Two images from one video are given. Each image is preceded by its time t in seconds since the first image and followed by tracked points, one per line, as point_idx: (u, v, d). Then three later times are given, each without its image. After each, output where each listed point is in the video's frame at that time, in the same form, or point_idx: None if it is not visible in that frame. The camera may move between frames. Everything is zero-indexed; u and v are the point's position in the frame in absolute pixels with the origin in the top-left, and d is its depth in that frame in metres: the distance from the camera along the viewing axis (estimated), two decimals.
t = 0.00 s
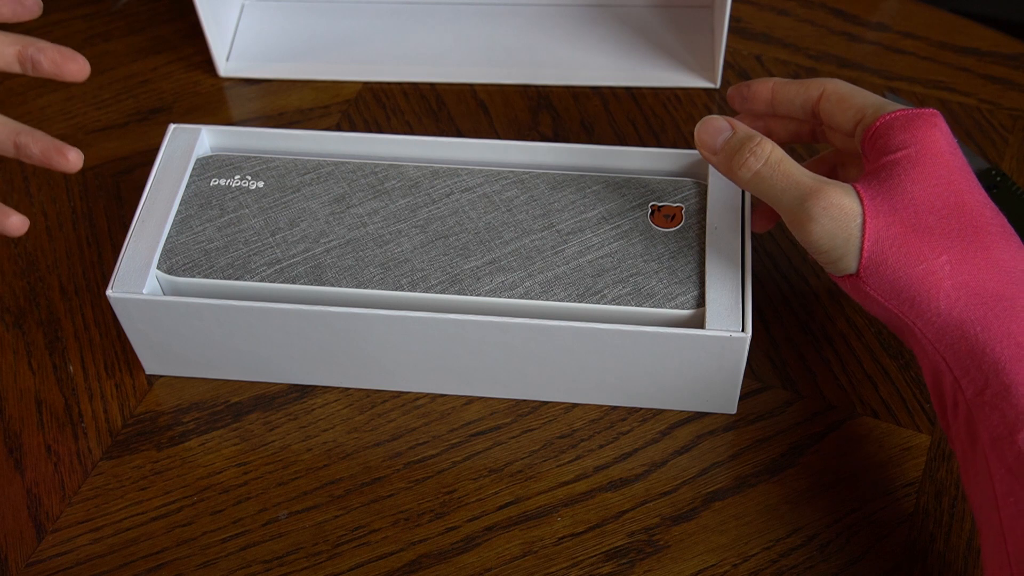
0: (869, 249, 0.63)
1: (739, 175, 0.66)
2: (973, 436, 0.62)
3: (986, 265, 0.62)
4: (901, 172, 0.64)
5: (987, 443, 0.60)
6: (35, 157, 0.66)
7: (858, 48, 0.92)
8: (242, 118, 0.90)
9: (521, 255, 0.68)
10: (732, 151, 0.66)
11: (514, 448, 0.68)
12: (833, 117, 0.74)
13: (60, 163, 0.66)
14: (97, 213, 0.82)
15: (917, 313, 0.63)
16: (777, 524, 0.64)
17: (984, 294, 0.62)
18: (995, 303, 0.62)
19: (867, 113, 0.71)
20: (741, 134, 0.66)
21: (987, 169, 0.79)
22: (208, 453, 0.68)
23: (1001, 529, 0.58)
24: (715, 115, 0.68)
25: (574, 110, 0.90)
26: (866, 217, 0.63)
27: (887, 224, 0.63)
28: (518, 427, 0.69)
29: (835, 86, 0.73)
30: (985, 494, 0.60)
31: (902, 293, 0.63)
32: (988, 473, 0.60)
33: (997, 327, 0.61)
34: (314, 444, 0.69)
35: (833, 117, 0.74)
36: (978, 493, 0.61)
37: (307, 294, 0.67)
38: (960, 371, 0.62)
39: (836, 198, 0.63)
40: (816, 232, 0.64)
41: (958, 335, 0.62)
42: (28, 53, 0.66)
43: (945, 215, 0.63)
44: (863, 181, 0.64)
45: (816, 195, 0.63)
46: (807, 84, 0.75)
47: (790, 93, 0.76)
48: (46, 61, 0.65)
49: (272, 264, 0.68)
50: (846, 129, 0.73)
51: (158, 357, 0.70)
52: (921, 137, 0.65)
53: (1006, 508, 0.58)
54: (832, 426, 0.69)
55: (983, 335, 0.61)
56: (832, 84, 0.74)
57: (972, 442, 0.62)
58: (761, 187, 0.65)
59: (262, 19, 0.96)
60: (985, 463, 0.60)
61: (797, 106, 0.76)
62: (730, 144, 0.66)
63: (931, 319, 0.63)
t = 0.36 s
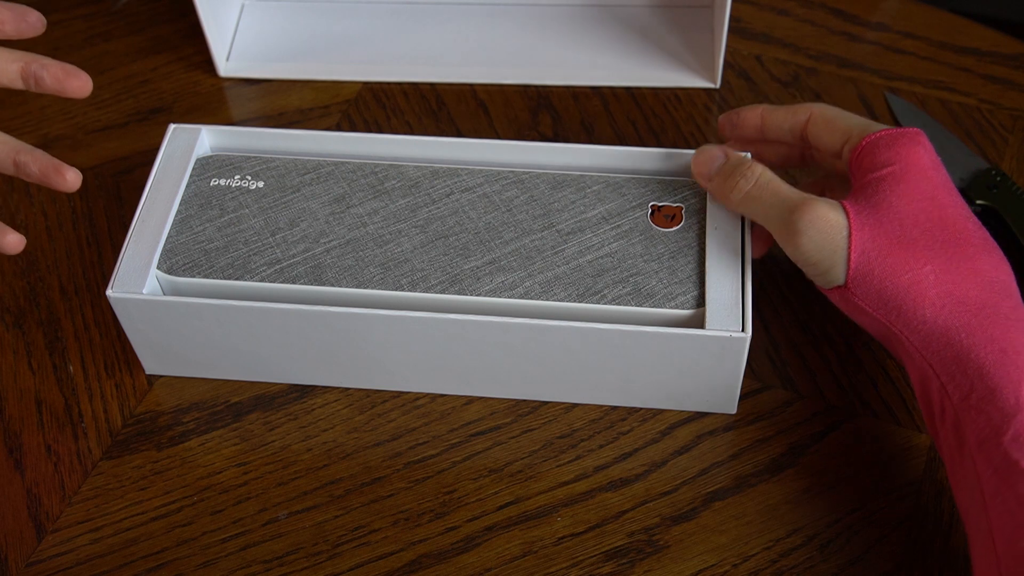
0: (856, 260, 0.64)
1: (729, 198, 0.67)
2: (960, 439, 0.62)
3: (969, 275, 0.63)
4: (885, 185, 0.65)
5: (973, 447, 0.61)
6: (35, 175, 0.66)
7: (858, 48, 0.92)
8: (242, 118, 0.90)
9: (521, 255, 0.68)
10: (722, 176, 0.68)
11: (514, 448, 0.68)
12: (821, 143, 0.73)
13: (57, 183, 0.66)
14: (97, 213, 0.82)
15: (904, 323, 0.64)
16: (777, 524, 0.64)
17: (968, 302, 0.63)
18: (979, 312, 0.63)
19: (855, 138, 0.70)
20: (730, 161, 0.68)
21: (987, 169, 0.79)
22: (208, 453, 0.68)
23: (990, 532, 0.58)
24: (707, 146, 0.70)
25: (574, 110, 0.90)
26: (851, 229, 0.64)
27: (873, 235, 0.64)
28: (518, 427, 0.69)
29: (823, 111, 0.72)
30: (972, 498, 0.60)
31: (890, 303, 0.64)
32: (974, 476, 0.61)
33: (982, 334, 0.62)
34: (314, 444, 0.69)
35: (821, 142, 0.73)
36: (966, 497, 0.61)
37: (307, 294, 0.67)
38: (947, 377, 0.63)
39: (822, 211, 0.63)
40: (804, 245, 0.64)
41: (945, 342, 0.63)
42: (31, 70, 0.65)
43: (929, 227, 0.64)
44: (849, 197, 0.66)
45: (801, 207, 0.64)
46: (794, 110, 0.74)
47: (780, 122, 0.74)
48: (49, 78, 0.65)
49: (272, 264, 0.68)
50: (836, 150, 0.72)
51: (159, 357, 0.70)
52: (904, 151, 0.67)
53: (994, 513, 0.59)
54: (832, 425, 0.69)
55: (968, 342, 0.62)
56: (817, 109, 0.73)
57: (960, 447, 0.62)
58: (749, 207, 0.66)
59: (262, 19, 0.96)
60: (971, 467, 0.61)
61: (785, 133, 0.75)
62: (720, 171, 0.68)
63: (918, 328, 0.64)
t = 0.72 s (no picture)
0: (861, 266, 0.65)
1: (732, 202, 0.67)
2: (955, 443, 0.63)
3: (967, 287, 0.65)
4: (886, 201, 0.68)
5: (968, 452, 0.61)
6: (32, 199, 0.67)
7: (858, 48, 0.92)
8: (242, 118, 0.90)
9: (521, 255, 0.68)
10: (724, 180, 0.68)
11: (514, 448, 0.68)
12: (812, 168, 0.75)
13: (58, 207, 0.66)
14: (97, 214, 0.82)
15: (904, 331, 0.65)
16: (777, 524, 0.64)
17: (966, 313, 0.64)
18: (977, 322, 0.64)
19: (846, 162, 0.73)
20: (733, 166, 0.68)
21: (987, 170, 0.79)
22: (208, 453, 0.68)
23: (986, 537, 0.59)
24: (707, 155, 0.70)
25: (574, 110, 0.90)
26: (859, 235, 0.65)
27: (875, 246, 0.65)
28: (518, 427, 0.69)
29: (809, 137, 0.75)
30: (967, 502, 0.61)
31: (891, 311, 0.65)
32: (968, 479, 0.61)
33: (980, 342, 0.63)
34: (314, 444, 0.69)
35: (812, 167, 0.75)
36: (960, 500, 0.62)
37: (307, 294, 0.67)
38: (945, 384, 0.64)
39: (831, 216, 0.65)
40: (814, 249, 0.65)
41: (944, 349, 0.64)
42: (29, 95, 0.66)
43: (929, 241, 0.66)
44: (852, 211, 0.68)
45: (812, 212, 0.65)
46: (780, 139, 0.77)
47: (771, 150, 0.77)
48: (46, 104, 0.66)
49: (272, 264, 0.68)
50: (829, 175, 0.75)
51: (158, 357, 0.70)
52: (903, 171, 0.69)
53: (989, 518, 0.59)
54: (832, 426, 0.69)
55: (967, 349, 0.63)
56: (804, 135, 0.76)
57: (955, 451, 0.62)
58: (756, 212, 0.67)
59: (262, 19, 0.96)
60: (966, 472, 0.61)
61: (773, 162, 0.77)
62: (723, 175, 0.68)
63: (919, 335, 0.65)
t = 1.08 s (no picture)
0: (868, 269, 0.65)
1: (739, 202, 0.67)
2: (955, 447, 0.63)
3: (970, 295, 0.65)
4: (891, 208, 0.68)
5: (968, 455, 0.61)
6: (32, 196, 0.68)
7: (858, 47, 0.92)
8: (242, 118, 0.90)
9: (521, 255, 0.68)
10: (733, 178, 0.68)
11: (514, 448, 0.68)
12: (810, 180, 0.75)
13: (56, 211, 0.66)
14: (97, 214, 0.82)
15: (907, 336, 0.65)
16: (777, 524, 0.64)
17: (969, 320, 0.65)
18: (979, 329, 0.64)
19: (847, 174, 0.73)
20: (741, 166, 0.68)
21: (987, 170, 0.79)
22: (208, 453, 0.68)
23: (983, 540, 0.59)
24: (713, 154, 0.70)
25: (574, 110, 0.90)
26: (866, 239, 0.65)
27: (880, 250, 0.65)
28: (518, 427, 0.69)
29: (807, 149, 0.75)
30: (965, 506, 0.61)
31: (895, 316, 0.65)
32: (967, 483, 0.61)
33: (983, 348, 0.64)
34: (314, 444, 0.69)
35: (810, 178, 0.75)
36: (958, 504, 0.62)
37: (307, 294, 0.67)
38: (947, 388, 0.64)
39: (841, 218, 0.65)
40: (823, 250, 0.65)
41: (947, 354, 0.64)
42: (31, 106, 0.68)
43: (934, 247, 0.67)
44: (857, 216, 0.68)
45: (822, 213, 0.65)
46: (774, 152, 0.76)
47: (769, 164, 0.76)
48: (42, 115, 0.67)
49: (272, 264, 0.68)
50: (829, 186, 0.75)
51: (158, 357, 0.70)
52: (909, 178, 0.70)
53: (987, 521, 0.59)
54: (832, 426, 0.69)
55: (970, 355, 0.64)
56: (800, 147, 0.75)
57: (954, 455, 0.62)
58: (764, 211, 0.66)
59: (262, 19, 0.96)
60: (965, 475, 0.61)
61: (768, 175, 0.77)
62: (732, 174, 0.68)
63: (921, 340, 0.65)
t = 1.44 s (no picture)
0: (869, 270, 0.65)
1: (740, 203, 0.67)
2: (957, 448, 0.62)
3: (971, 295, 0.66)
4: (892, 209, 0.68)
5: (969, 456, 0.61)
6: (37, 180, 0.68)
7: (858, 47, 0.92)
8: (242, 118, 0.90)
9: (521, 255, 0.68)
10: (734, 179, 0.68)
11: (514, 448, 0.68)
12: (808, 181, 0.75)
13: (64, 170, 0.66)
14: (97, 214, 0.82)
15: (908, 337, 0.65)
16: (776, 524, 0.64)
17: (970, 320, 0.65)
18: (980, 329, 0.64)
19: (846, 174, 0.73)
20: (741, 167, 0.68)
21: (987, 170, 0.79)
22: (208, 453, 0.68)
23: (984, 540, 0.59)
24: (713, 154, 0.70)
25: (574, 110, 0.90)
26: (867, 240, 0.65)
27: (881, 251, 0.66)
28: (518, 427, 0.69)
29: (807, 150, 0.75)
30: (965, 506, 0.61)
31: (896, 316, 0.65)
32: (968, 484, 0.61)
33: (984, 349, 0.64)
34: (314, 443, 0.69)
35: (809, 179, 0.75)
36: (959, 504, 0.61)
37: (307, 294, 0.67)
38: (948, 389, 0.64)
39: (841, 219, 0.65)
40: (824, 251, 0.65)
41: (947, 355, 0.64)
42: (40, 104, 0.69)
43: (934, 248, 0.67)
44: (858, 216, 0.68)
45: (824, 214, 0.65)
46: (774, 153, 0.76)
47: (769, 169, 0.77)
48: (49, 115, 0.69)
49: (272, 264, 0.68)
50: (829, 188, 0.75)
51: (158, 357, 0.70)
52: (910, 179, 0.70)
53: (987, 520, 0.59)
54: (832, 426, 0.69)
55: (971, 355, 0.64)
56: (801, 148, 0.75)
57: (956, 455, 0.62)
58: (766, 211, 0.66)
59: (263, 19, 0.96)
60: (966, 476, 0.61)
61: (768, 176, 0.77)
62: (732, 175, 0.68)
63: (923, 341, 0.65)
